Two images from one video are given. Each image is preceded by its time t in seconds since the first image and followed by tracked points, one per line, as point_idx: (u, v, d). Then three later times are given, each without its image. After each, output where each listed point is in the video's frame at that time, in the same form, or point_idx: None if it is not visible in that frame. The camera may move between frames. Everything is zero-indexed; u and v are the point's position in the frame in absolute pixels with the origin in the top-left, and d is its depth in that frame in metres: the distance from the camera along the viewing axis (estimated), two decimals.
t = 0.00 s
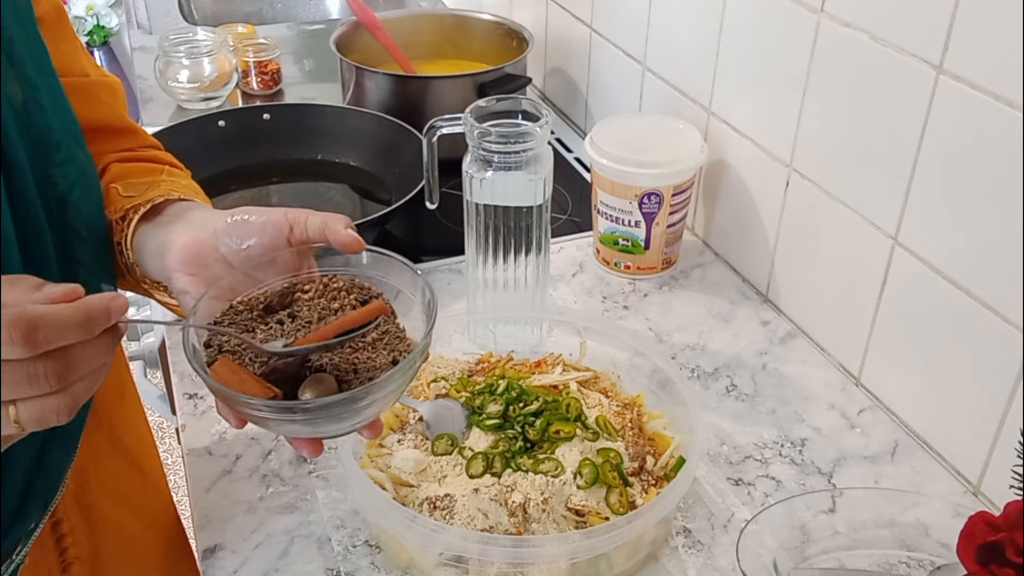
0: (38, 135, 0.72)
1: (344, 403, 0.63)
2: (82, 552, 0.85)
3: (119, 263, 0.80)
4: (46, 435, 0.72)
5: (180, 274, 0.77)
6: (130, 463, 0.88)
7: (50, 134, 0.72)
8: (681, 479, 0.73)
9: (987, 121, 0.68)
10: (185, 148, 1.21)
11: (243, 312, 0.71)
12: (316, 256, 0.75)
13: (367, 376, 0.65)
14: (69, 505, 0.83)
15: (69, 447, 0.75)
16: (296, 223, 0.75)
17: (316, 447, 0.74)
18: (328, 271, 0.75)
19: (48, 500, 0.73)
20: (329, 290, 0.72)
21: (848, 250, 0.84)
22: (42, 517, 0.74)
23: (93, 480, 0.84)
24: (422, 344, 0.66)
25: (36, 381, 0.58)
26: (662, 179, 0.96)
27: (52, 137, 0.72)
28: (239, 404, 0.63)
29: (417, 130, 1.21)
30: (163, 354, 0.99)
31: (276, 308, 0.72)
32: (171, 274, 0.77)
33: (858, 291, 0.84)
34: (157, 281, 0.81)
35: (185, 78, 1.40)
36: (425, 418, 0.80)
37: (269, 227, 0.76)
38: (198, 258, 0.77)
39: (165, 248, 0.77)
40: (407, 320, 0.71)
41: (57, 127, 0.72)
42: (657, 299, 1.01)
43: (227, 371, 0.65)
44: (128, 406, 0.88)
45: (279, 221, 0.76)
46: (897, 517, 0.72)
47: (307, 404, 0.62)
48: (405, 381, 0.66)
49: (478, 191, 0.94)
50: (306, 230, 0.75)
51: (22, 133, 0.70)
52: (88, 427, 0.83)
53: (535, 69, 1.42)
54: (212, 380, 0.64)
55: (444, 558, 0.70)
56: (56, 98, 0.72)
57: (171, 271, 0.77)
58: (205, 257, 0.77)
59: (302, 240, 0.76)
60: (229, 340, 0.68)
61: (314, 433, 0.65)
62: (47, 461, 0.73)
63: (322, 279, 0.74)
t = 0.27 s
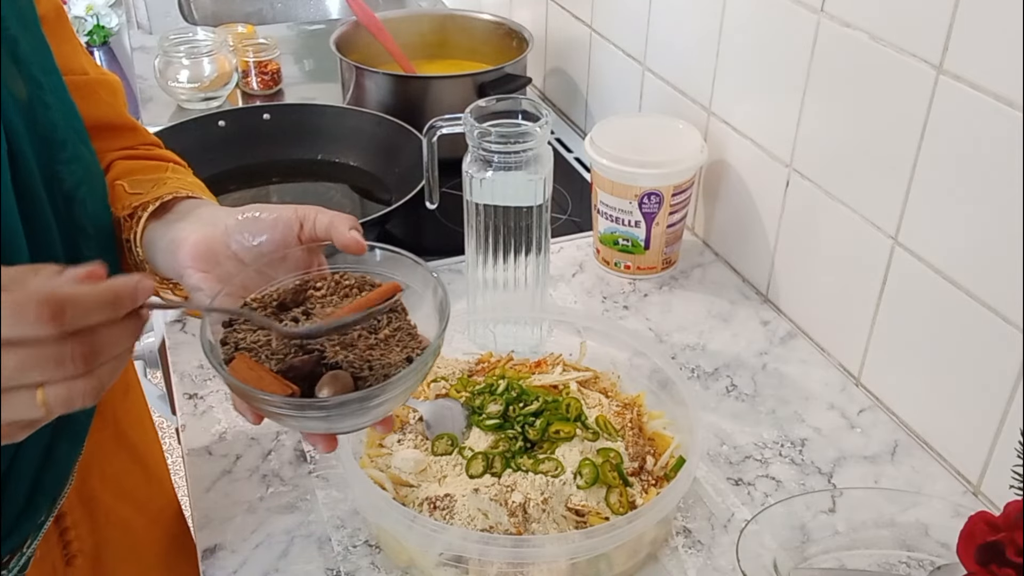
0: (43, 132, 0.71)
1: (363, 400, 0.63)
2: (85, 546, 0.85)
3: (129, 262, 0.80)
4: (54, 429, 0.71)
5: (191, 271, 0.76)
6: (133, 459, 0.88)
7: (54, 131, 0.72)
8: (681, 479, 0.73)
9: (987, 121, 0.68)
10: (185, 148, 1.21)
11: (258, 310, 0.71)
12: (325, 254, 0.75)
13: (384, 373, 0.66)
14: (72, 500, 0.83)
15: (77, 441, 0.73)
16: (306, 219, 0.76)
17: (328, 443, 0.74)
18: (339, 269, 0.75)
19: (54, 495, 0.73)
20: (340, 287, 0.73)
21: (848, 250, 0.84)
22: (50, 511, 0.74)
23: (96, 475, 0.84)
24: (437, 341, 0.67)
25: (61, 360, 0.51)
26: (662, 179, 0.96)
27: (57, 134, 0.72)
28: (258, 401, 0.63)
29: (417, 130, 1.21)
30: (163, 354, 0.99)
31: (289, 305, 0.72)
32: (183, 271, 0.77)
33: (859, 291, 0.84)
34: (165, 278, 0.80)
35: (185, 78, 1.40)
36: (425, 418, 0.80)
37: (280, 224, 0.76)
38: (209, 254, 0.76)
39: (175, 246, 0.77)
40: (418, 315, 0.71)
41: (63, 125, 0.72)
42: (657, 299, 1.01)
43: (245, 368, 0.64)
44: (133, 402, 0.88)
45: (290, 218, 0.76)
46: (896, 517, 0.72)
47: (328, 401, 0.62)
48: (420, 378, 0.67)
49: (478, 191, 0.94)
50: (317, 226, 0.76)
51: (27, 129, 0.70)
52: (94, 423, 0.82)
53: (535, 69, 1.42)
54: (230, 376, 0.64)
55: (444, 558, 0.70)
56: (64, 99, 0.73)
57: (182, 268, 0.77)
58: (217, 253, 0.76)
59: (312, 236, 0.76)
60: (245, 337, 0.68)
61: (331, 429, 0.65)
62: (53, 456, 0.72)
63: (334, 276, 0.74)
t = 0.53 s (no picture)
0: (50, 133, 0.71)
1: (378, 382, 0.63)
2: (87, 544, 0.85)
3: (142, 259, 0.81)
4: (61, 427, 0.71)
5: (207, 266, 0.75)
6: (137, 457, 0.88)
7: (62, 132, 0.71)
8: (681, 479, 0.73)
9: (987, 121, 0.68)
10: (185, 148, 1.21)
11: (276, 300, 0.71)
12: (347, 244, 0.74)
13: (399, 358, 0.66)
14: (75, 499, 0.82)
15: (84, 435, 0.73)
16: (322, 212, 0.77)
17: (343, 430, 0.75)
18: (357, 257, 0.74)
19: (64, 492, 0.73)
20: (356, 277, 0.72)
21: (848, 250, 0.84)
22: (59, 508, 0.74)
23: (100, 474, 0.84)
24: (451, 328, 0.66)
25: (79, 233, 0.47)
26: (662, 179, 0.96)
27: (64, 133, 0.71)
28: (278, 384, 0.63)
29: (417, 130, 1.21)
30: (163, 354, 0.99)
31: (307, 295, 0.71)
32: (202, 268, 0.75)
33: (859, 291, 0.84)
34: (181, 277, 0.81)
35: (185, 78, 1.40)
36: (425, 418, 0.79)
37: (296, 217, 0.76)
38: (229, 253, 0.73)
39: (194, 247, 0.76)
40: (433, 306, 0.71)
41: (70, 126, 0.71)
42: (657, 299, 1.01)
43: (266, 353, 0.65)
44: (136, 399, 0.88)
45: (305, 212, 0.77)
46: (897, 517, 0.72)
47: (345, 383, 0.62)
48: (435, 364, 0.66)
49: (478, 191, 0.94)
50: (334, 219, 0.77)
51: (34, 129, 0.70)
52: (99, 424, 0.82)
53: (535, 69, 1.42)
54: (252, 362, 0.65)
55: (444, 558, 0.70)
56: (71, 100, 0.72)
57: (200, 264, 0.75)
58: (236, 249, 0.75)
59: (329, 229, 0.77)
60: (263, 326, 0.69)
61: (347, 412, 0.66)
62: (62, 453, 0.72)
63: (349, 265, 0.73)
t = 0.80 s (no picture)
0: (56, 128, 0.71)
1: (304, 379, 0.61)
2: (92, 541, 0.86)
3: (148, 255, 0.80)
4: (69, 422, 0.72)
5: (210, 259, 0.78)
6: (141, 455, 0.87)
7: (68, 127, 0.72)
8: (681, 479, 0.73)
9: (987, 121, 0.68)
10: (185, 148, 1.21)
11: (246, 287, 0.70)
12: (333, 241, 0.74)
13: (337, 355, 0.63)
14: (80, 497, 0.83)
15: (94, 430, 0.73)
16: (307, 212, 0.74)
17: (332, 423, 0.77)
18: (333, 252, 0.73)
19: (76, 486, 0.73)
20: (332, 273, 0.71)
21: (848, 250, 0.84)
22: (70, 502, 0.74)
23: (105, 472, 0.84)
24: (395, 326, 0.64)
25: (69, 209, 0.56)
26: (662, 179, 0.96)
27: (70, 130, 0.72)
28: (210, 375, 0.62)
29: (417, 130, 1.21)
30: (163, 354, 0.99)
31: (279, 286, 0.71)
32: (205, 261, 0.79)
33: (859, 291, 0.84)
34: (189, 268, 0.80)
35: (185, 78, 1.40)
36: (425, 417, 0.79)
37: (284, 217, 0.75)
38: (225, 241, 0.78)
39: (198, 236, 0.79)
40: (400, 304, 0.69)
41: (76, 121, 0.72)
42: (657, 299, 1.01)
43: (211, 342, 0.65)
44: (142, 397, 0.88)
45: (291, 210, 0.75)
46: (897, 517, 0.72)
47: (265, 377, 0.60)
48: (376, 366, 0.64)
49: (478, 191, 0.94)
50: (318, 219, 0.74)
51: (41, 127, 0.70)
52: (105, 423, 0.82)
53: (535, 69, 1.42)
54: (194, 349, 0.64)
55: (444, 558, 0.70)
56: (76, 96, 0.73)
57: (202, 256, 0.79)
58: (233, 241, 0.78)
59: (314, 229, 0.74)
60: (221, 310, 0.68)
61: (286, 409, 0.64)
62: (70, 448, 0.72)
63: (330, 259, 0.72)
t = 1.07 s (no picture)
0: (57, 127, 0.71)
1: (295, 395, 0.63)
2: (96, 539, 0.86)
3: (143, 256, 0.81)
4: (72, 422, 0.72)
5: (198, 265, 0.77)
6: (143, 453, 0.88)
7: (69, 126, 0.72)
8: (680, 479, 0.73)
9: (987, 121, 0.68)
10: (185, 148, 1.21)
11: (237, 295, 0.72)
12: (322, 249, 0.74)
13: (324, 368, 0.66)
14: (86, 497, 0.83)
15: (98, 427, 0.74)
16: (295, 220, 0.73)
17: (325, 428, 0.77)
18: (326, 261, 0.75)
19: (77, 484, 0.73)
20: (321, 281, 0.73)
21: (847, 250, 0.84)
22: (73, 500, 0.74)
23: (110, 470, 0.84)
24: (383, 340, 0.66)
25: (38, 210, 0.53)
26: (662, 179, 0.96)
27: (70, 129, 0.72)
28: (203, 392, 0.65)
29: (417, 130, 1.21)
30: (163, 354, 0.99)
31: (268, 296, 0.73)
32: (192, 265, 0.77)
33: (859, 291, 0.84)
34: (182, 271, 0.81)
35: (185, 78, 1.40)
36: (425, 417, 0.79)
37: (270, 222, 0.74)
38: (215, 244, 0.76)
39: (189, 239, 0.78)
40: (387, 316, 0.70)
41: (76, 120, 0.72)
42: (657, 299, 1.01)
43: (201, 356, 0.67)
44: (143, 394, 0.88)
45: (280, 216, 0.74)
46: (897, 517, 0.72)
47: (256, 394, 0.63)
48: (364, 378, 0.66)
49: (478, 191, 0.94)
50: (304, 224, 0.73)
51: (42, 125, 0.70)
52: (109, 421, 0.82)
53: (535, 69, 1.42)
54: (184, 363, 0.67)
55: (444, 558, 0.70)
56: (75, 94, 0.73)
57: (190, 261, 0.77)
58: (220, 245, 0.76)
59: (300, 234, 0.73)
60: (211, 322, 0.70)
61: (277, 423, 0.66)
62: (74, 446, 0.72)
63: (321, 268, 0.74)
